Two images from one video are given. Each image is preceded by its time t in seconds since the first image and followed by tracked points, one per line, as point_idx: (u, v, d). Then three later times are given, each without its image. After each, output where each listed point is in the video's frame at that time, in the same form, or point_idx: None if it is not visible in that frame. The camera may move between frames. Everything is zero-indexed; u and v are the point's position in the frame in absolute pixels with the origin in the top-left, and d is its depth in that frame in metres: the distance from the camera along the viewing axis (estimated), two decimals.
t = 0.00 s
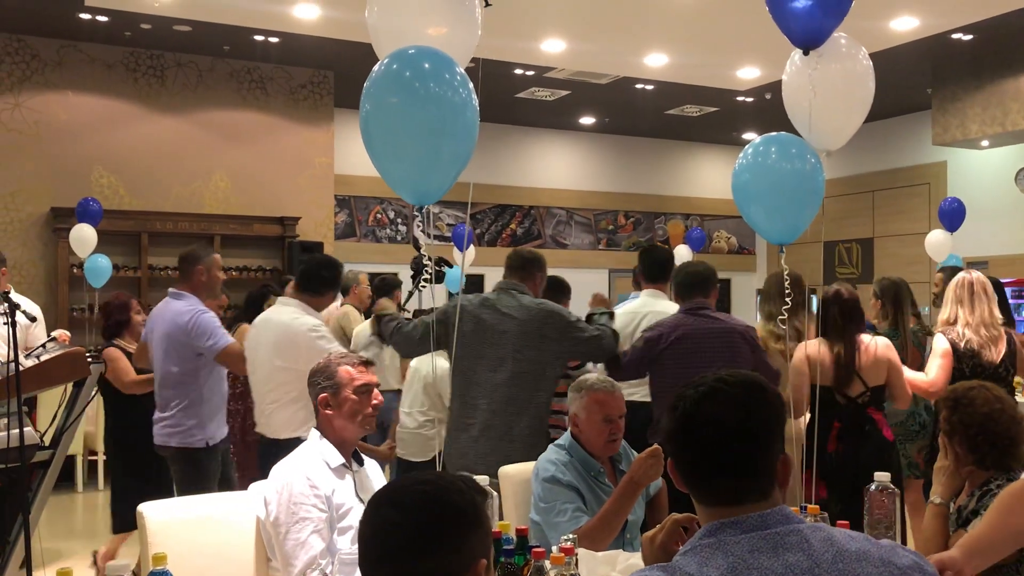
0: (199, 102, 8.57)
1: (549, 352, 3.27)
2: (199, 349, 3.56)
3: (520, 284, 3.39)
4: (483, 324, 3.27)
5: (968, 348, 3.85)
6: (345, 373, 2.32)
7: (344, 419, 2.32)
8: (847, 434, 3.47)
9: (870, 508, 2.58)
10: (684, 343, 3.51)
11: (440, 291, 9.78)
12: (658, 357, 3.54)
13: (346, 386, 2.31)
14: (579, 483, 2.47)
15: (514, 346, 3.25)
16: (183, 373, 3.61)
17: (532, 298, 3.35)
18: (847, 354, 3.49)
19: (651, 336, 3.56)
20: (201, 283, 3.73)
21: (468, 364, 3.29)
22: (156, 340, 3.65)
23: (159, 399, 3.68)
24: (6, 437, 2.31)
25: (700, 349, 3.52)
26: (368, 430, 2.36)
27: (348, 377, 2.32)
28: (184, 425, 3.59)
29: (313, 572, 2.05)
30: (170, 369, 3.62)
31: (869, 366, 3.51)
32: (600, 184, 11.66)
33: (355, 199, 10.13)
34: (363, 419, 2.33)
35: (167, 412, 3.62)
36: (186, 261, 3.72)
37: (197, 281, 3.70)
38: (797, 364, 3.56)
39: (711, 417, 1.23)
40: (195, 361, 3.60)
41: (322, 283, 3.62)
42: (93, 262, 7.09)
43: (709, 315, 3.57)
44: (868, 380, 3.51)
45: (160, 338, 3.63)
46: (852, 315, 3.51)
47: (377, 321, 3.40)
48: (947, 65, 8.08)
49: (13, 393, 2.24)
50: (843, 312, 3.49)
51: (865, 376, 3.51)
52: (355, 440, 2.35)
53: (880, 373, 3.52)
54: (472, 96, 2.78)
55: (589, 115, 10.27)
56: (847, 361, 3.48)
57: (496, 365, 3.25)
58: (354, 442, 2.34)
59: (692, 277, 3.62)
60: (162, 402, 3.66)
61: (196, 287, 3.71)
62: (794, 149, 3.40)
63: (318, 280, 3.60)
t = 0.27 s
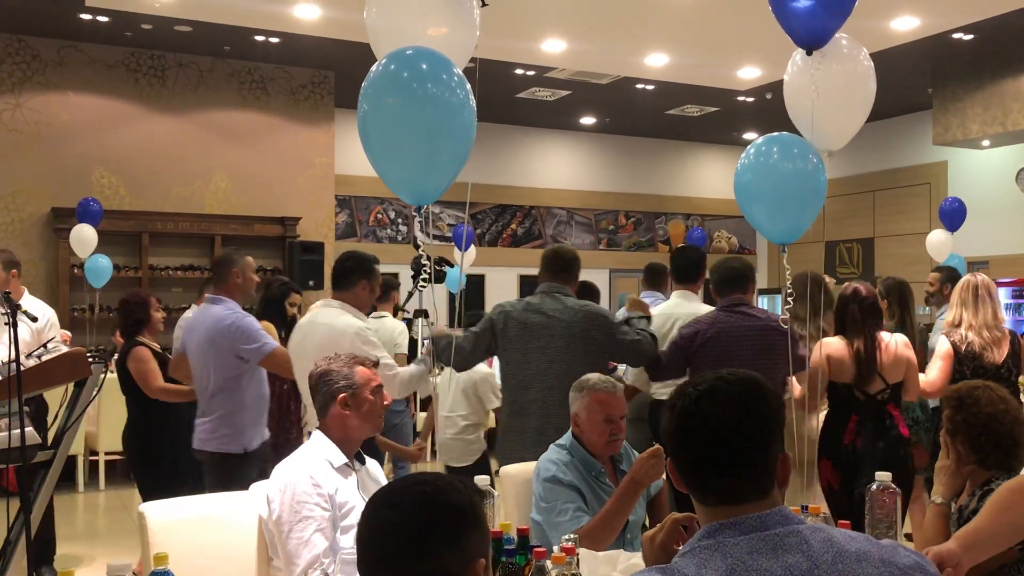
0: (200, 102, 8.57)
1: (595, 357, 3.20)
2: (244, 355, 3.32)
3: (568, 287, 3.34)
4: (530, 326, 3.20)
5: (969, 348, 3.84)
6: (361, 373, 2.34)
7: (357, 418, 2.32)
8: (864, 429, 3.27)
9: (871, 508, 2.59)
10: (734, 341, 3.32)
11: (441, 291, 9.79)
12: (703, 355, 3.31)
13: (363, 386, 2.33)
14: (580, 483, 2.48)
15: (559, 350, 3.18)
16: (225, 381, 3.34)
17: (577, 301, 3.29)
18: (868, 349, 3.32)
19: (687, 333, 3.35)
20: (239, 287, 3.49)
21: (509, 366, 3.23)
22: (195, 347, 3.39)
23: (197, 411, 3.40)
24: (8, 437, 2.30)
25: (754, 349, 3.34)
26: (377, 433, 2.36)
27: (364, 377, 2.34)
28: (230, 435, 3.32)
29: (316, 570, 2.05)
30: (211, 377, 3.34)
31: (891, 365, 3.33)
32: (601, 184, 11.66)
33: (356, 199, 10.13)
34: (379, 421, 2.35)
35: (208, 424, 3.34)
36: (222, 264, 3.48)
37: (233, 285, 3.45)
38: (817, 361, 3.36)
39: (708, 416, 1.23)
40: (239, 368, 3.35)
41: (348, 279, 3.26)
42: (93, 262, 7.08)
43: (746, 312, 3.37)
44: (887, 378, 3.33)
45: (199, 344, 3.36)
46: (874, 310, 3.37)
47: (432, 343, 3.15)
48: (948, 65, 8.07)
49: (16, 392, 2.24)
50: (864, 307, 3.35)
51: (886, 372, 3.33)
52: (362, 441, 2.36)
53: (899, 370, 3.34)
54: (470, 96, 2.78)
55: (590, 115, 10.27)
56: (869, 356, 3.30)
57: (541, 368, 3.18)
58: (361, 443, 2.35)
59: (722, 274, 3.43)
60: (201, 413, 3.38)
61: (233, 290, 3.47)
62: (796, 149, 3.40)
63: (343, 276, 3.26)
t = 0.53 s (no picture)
0: (201, 101, 8.57)
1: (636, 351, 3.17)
2: (282, 343, 3.31)
3: (607, 280, 3.29)
4: (576, 321, 3.16)
5: (975, 345, 3.84)
6: (354, 373, 2.31)
7: (347, 419, 2.31)
8: (883, 428, 3.28)
9: (872, 507, 2.59)
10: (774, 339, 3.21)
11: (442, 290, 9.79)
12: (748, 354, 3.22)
13: (353, 387, 2.31)
14: (581, 482, 2.48)
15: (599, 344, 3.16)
16: (264, 371, 3.33)
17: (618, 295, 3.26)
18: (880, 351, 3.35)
19: (723, 337, 3.28)
20: (270, 279, 3.47)
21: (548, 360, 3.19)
22: (230, 339, 3.37)
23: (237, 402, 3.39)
24: (10, 436, 2.30)
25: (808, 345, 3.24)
26: (371, 435, 2.35)
27: (356, 378, 2.31)
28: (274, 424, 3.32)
29: (318, 567, 2.05)
30: (250, 367, 3.34)
31: (904, 364, 3.37)
32: (602, 183, 11.66)
33: (356, 199, 10.13)
34: (367, 423, 2.31)
35: (250, 414, 3.33)
36: (250, 255, 3.47)
37: (264, 276, 3.44)
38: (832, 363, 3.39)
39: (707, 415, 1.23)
40: (276, 359, 3.34)
41: (383, 276, 3.11)
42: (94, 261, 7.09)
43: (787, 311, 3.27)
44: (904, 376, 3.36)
45: (236, 337, 3.35)
46: (884, 312, 3.34)
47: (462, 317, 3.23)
48: (950, 64, 8.07)
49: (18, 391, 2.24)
50: (875, 310, 3.33)
51: (900, 370, 3.35)
52: (359, 440, 2.35)
53: (913, 369, 3.38)
54: (468, 95, 2.78)
55: (591, 114, 10.26)
56: (883, 357, 3.32)
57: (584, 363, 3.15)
58: (358, 442, 2.34)
59: (755, 278, 3.30)
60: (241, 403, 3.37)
61: (265, 280, 3.46)
62: (797, 148, 3.39)
63: (378, 273, 3.11)
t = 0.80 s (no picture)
0: (201, 101, 8.57)
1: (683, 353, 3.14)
2: (320, 348, 3.31)
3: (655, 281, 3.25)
4: (635, 323, 3.11)
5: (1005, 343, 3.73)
6: (355, 375, 2.30)
7: (346, 421, 2.32)
8: (909, 421, 3.31)
9: (872, 506, 2.60)
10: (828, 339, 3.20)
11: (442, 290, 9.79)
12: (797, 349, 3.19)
13: (352, 390, 2.30)
14: (581, 482, 2.48)
15: (656, 345, 3.11)
16: (301, 374, 3.34)
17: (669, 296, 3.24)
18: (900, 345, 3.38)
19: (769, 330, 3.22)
20: (299, 281, 3.44)
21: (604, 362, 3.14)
22: (264, 342, 3.33)
23: (268, 404, 3.38)
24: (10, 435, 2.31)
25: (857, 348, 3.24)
26: (370, 437, 2.35)
27: (356, 381, 2.29)
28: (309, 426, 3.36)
29: (318, 569, 2.04)
30: (286, 371, 3.33)
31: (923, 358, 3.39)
32: (603, 182, 11.67)
33: (357, 198, 10.13)
34: (364, 426, 2.31)
35: (284, 417, 3.35)
36: (281, 256, 3.42)
37: (295, 279, 3.41)
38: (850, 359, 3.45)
39: (706, 412, 1.23)
40: (311, 363, 3.35)
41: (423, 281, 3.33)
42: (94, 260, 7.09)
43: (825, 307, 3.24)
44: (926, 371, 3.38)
45: (271, 340, 3.32)
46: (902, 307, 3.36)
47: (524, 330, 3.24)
48: (950, 63, 8.06)
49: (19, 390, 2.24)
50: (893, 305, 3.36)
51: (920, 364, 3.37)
52: (360, 442, 2.36)
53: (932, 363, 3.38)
54: (466, 95, 2.78)
55: (591, 113, 10.26)
56: (903, 351, 3.36)
57: (640, 366, 3.11)
58: (359, 444, 2.34)
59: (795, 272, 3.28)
60: (274, 406, 3.37)
61: (295, 283, 3.42)
62: (797, 147, 3.39)
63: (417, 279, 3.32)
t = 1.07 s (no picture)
0: (200, 100, 8.57)
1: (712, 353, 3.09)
2: (340, 352, 3.29)
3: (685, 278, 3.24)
4: (670, 319, 3.07)
5: None
6: (357, 377, 2.31)
7: (345, 422, 2.33)
8: (932, 424, 3.59)
9: (871, 505, 2.60)
10: (867, 347, 3.34)
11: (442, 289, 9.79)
12: (831, 354, 3.35)
13: (353, 391, 2.31)
14: (580, 481, 2.48)
15: (688, 340, 3.07)
16: (319, 375, 3.33)
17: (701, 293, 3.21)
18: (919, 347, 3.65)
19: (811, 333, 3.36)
20: (319, 281, 3.43)
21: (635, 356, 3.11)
22: (283, 342, 3.33)
23: (287, 403, 3.39)
24: (10, 435, 2.31)
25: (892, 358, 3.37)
26: (370, 439, 2.35)
27: (358, 382, 2.30)
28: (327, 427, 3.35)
29: (316, 570, 2.04)
30: (304, 371, 3.32)
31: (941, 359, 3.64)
32: (603, 182, 11.67)
33: (356, 197, 10.14)
34: (364, 428, 2.32)
35: (302, 417, 3.35)
36: (301, 255, 3.41)
37: (314, 279, 3.39)
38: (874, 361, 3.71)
39: (700, 412, 1.23)
40: (330, 364, 3.33)
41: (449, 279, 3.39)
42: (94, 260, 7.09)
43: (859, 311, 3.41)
44: (944, 372, 3.64)
45: (290, 342, 3.32)
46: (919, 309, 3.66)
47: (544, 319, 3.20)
48: (950, 63, 8.06)
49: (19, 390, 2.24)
50: (912, 307, 3.64)
51: (938, 365, 3.63)
52: (360, 442, 2.36)
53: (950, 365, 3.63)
54: (464, 94, 2.78)
55: (591, 113, 10.27)
56: (926, 353, 3.62)
57: (672, 361, 3.06)
58: (358, 445, 2.35)
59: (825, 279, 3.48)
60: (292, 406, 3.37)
61: (315, 284, 3.41)
62: (795, 146, 3.39)
63: (444, 275, 3.38)
